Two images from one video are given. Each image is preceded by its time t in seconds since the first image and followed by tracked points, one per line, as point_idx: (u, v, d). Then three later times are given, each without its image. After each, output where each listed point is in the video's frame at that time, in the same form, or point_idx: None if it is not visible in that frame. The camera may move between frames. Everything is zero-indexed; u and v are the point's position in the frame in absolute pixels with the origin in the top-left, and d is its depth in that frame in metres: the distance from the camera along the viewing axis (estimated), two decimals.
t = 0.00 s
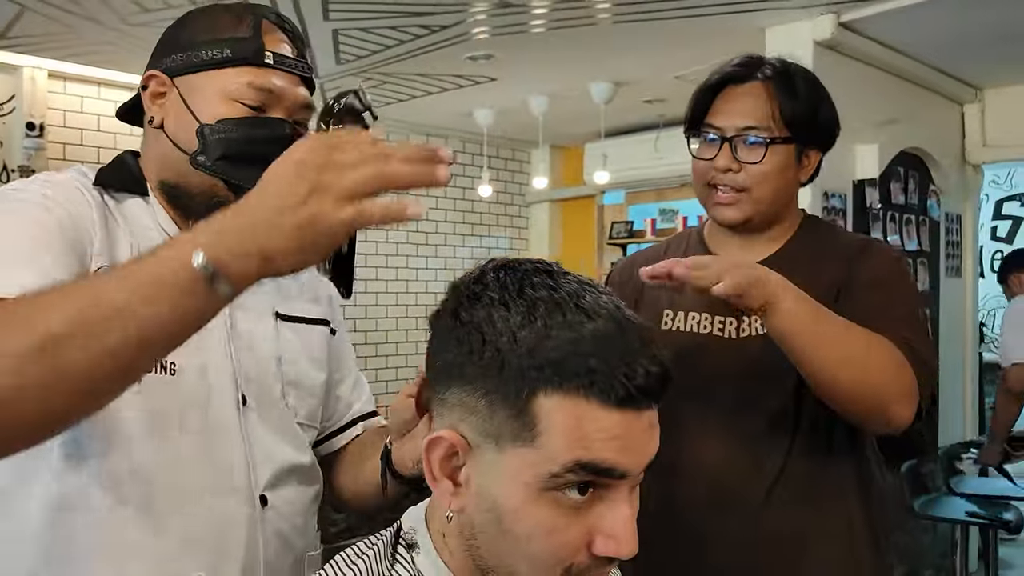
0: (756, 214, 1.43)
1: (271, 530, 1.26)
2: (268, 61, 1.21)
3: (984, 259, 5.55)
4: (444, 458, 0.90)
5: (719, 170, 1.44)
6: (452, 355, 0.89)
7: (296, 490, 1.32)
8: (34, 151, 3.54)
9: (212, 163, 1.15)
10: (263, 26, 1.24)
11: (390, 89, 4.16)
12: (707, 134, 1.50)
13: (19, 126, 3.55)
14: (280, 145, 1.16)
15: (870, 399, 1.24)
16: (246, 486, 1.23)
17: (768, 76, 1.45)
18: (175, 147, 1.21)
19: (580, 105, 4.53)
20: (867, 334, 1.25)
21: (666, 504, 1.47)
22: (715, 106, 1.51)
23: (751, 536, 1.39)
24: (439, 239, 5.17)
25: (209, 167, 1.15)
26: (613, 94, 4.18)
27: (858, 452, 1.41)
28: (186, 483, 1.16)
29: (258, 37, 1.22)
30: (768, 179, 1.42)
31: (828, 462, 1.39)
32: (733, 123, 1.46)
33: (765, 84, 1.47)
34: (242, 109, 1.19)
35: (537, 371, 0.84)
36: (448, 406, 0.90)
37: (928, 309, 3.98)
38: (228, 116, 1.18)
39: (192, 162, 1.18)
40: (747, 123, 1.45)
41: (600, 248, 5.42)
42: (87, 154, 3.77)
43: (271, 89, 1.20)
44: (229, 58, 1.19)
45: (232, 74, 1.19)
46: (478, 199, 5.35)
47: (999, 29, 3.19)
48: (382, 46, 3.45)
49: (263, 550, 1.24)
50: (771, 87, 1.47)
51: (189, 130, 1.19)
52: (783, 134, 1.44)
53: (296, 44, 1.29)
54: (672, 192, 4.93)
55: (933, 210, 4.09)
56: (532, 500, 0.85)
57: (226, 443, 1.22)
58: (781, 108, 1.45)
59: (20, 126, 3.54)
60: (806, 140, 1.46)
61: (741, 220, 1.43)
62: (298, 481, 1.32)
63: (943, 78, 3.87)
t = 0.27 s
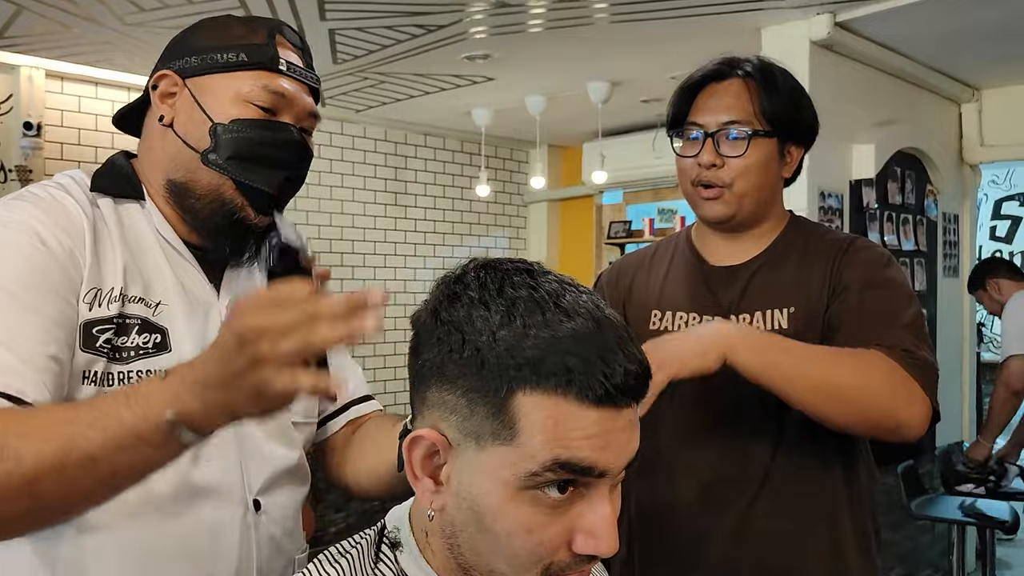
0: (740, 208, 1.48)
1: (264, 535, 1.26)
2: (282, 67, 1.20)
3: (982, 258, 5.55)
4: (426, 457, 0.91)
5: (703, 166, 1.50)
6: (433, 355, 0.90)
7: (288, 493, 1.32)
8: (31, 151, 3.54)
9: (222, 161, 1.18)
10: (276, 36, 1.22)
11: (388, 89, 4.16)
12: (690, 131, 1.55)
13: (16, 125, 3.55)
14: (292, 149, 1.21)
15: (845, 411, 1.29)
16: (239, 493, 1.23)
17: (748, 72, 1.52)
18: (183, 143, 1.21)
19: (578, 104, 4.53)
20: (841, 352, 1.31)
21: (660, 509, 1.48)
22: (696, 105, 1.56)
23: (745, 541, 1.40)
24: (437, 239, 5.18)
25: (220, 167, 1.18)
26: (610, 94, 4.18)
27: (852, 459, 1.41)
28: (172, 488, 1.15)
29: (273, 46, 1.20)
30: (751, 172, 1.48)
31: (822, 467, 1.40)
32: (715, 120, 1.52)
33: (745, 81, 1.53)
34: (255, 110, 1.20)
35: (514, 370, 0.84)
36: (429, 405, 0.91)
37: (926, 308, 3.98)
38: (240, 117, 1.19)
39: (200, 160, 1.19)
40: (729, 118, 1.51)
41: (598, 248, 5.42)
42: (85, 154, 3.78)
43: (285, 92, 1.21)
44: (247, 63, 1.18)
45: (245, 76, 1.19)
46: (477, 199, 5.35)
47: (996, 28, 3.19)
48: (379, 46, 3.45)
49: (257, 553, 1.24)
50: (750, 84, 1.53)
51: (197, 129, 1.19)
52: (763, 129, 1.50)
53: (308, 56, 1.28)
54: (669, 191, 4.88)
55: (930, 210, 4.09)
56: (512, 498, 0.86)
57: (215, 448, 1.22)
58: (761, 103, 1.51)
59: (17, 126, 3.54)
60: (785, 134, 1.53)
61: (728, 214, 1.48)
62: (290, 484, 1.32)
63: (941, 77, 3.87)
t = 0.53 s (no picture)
0: (734, 211, 1.51)
1: (249, 532, 1.27)
2: (258, 58, 1.21)
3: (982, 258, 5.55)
4: (415, 456, 0.91)
5: (696, 170, 1.53)
6: (421, 355, 0.91)
7: (274, 490, 1.32)
8: (30, 151, 3.55)
9: (207, 158, 1.11)
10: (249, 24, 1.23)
11: (386, 88, 4.16)
12: (679, 134, 1.58)
13: (14, 125, 3.55)
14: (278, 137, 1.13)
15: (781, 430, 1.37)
16: (221, 489, 1.23)
17: (736, 75, 1.55)
18: (166, 142, 1.20)
19: (577, 104, 4.53)
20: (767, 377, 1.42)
21: (647, 503, 1.50)
22: (685, 108, 1.59)
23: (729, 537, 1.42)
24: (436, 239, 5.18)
25: (205, 163, 1.11)
26: (609, 94, 4.19)
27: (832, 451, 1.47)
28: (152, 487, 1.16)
29: (248, 35, 1.21)
30: (742, 176, 1.52)
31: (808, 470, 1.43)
32: (705, 123, 1.55)
33: (733, 83, 1.56)
34: (235, 103, 1.18)
35: (502, 370, 0.85)
36: (418, 404, 0.92)
37: (924, 308, 3.98)
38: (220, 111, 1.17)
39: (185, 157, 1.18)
40: (720, 121, 1.54)
41: (597, 248, 5.42)
42: (83, 153, 3.78)
43: (264, 83, 1.19)
44: (222, 55, 1.18)
45: (224, 69, 1.18)
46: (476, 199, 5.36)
47: (995, 28, 3.19)
48: (377, 45, 3.45)
49: (241, 550, 1.24)
50: (739, 86, 1.56)
51: (182, 128, 1.19)
52: (753, 131, 1.53)
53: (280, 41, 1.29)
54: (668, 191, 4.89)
55: (928, 210, 4.09)
56: (500, 498, 0.86)
57: (198, 446, 1.22)
58: (750, 104, 1.54)
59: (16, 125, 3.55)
60: (774, 135, 1.56)
61: (722, 217, 1.51)
62: (275, 481, 1.33)
63: (939, 77, 3.87)
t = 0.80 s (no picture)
0: (720, 212, 1.51)
1: (252, 538, 1.26)
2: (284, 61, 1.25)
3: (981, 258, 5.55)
4: (405, 453, 0.91)
5: (680, 173, 1.53)
6: (410, 351, 0.92)
7: (274, 494, 1.32)
8: (28, 150, 3.54)
9: (258, 162, 1.17)
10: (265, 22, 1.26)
11: (385, 88, 4.16)
12: (662, 138, 1.58)
13: (13, 124, 3.55)
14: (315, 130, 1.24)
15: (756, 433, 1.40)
16: (227, 494, 1.22)
17: (716, 77, 1.55)
18: (201, 141, 1.18)
19: (576, 103, 4.53)
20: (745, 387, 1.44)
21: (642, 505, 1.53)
22: (667, 111, 1.59)
23: (718, 534, 1.45)
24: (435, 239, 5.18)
25: (256, 167, 1.17)
26: (607, 93, 4.19)
27: (824, 453, 1.48)
28: (165, 492, 1.15)
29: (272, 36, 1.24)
30: (726, 177, 1.52)
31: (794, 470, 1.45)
32: (687, 126, 1.55)
33: (715, 84, 1.56)
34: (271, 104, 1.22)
35: (489, 366, 0.85)
36: (406, 402, 0.92)
37: (922, 307, 3.99)
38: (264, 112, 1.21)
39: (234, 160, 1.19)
40: (702, 124, 1.54)
41: (596, 247, 5.42)
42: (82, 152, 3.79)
43: (286, 82, 1.24)
44: (256, 56, 1.21)
45: (263, 72, 1.22)
46: (474, 198, 5.36)
47: (993, 27, 3.19)
48: (375, 45, 3.45)
49: (245, 556, 1.23)
50: (720, 87, 1.56)
51: (224, 128, 1.18)
52: (735, 132, 1.54)
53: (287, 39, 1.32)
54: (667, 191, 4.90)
55: (927, 208, 4.09)
56: (487, 494, 0.86)
57: (207, 450, 1.21)
58: (731, 105, 1.54)
59: (15, 125, 3.54)
60: (757, 135, 1.56)
61: (708, 218, 1.51)
62: (276, 486, 1.32)
63: (938, 76, 3.87)
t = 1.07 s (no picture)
0: (711, 211, 1.52)
1: (247, 542, 1.27)
2: (251, 77, 1.18)
3: (979, 258, 5.55)
4: (396, 450, 0.91)
5: (671, 173, 1.54)
6: (400, 348, 0.92)
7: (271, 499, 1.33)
8: (28, 150, 3.55)
9: (187, 185, 1.18)
10: (246, 35, 1.20)
11: (384, 87, 4.15)
12: (653, 137, 1.58)
13: (12, 124, 3.55)
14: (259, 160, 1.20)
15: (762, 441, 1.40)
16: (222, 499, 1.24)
17: (708, 76, 1.55)
18: (147, 160, 1.20)
19: (576, 103, 4.53)
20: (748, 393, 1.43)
21: (636, 505, 1.54)
22: (659, 110, 1.59)
23: (712, 533, 1.46)
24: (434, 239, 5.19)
25: (184, 189, 1.18)
26: (606, 93, 4.19)
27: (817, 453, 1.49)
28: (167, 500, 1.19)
29: (241, 50, 1.17)
30: (718, 177, 1.52)
31: (787, 471, 1.46)
32: (679, 125, 1.55)
33: (707, 84, 1.56)
34: (221, 126, 1.18)
35: (478, 362, 0.86)
36: (397, 399, 0.93)
37: (921, 307, 3.99)
38: (205, 134, 1.18)
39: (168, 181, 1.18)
40: (694, 123, 1.54)
41: (595, 247, 5.42)
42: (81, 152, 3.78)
43: (241, 108, 1.18)
44: (210, 74, 1.16)
45: (212, 90, 1.17)
46: (474, 198, 5.36)
47: (992, 26, 3.19)
48: (374, 44, 3.45)
49: (236, 563, 1.24)
50: (712, 86, 1.56)
51: (162, 148, 1.18)
52: (726, 132, 1.54)
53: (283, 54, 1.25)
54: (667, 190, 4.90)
55: (925, 208, 4.09)
56: (476, 490, 0.86)
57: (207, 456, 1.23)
58: (723, 105, 1.54)
59: (14, 126, 3.54)
60: (748, 136, 1.57)
61: (699, 217, 1.52)
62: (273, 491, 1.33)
63: (936, 76, 3.87)
